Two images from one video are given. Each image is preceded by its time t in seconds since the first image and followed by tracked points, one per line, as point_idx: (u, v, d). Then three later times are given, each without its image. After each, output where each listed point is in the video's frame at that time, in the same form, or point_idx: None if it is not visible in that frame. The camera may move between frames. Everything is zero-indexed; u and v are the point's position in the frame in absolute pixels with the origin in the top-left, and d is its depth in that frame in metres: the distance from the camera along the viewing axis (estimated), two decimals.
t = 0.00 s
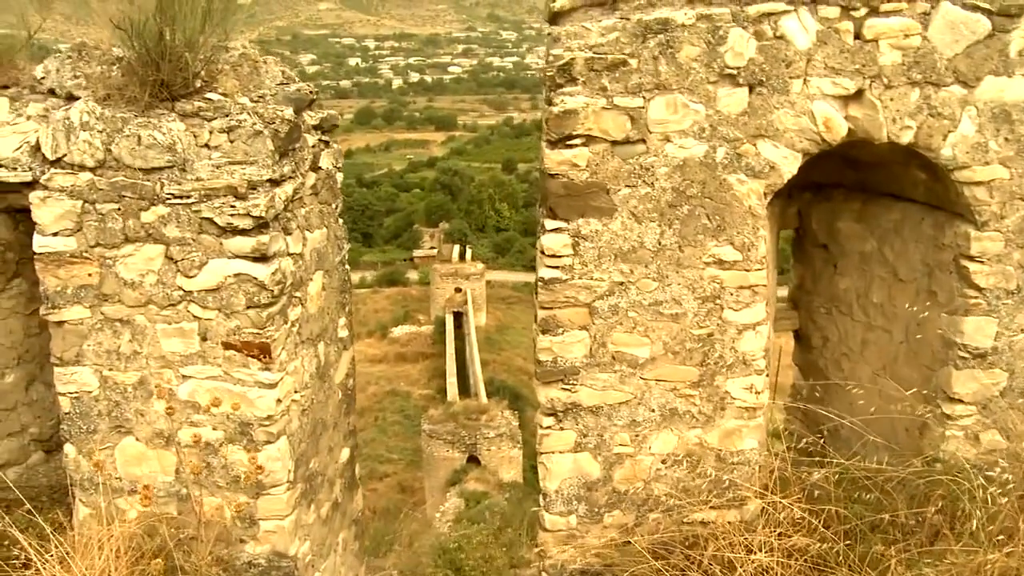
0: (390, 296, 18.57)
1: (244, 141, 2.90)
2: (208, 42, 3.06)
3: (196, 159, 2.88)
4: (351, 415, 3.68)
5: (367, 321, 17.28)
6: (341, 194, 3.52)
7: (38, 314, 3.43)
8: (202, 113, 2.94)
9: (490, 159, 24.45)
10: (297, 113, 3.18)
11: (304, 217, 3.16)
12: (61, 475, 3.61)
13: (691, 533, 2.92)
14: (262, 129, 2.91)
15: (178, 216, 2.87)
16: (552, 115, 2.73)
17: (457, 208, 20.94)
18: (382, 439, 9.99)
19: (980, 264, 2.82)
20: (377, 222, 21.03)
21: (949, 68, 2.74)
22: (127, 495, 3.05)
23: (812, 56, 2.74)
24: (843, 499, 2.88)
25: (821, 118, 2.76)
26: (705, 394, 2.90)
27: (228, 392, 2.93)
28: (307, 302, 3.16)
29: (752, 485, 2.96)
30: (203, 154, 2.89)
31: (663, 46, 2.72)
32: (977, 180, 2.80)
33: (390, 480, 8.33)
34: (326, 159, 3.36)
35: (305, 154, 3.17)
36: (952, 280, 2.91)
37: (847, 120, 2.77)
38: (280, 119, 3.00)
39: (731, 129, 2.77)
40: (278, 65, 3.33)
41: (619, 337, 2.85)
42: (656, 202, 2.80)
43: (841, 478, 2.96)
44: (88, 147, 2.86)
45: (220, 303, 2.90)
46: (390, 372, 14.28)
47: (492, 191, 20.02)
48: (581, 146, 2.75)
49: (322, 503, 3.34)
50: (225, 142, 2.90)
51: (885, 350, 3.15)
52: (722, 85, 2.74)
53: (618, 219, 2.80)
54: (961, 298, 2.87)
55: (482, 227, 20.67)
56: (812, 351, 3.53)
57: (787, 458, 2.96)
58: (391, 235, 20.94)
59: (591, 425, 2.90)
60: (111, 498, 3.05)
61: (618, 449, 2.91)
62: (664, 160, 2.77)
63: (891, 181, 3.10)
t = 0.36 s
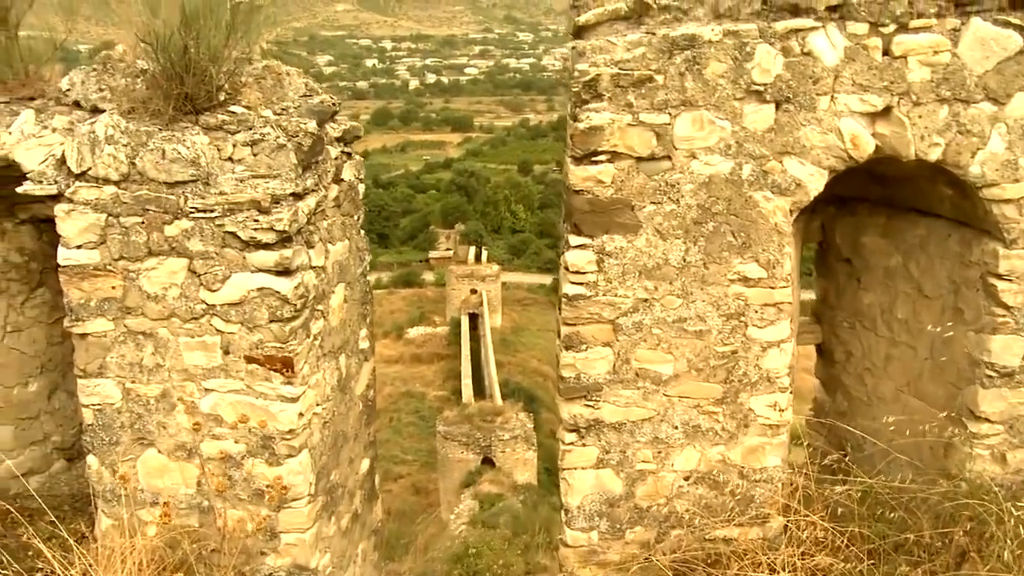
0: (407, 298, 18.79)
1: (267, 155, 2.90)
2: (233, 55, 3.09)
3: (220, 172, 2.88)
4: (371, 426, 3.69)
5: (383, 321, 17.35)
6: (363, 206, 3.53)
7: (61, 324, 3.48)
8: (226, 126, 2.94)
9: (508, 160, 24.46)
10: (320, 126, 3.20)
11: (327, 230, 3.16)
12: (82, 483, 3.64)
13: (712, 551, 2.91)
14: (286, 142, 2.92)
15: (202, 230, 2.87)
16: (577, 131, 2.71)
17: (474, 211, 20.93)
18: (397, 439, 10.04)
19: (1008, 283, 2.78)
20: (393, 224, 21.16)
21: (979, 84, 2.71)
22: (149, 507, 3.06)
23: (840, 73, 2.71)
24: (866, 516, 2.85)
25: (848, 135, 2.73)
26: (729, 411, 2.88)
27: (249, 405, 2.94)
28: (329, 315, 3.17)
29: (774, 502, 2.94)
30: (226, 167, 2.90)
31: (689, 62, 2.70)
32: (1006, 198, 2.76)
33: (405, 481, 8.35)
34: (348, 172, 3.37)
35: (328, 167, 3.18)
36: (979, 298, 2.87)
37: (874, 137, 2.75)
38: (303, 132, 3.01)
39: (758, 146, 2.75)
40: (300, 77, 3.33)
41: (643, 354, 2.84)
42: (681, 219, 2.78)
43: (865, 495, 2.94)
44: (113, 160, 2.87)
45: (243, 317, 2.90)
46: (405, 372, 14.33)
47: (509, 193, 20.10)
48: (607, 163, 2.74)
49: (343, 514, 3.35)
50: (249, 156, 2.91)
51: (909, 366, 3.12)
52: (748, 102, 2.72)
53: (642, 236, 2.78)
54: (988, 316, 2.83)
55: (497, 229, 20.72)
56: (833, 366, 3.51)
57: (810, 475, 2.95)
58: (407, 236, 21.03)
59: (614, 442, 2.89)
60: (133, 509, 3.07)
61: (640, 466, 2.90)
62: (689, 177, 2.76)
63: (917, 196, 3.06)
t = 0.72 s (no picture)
0: (421, 300, 18.93)
1: (288, 169, 2.89)
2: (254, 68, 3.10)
3: (240, 187, 2.87)
4: (389, 437, 3.70)
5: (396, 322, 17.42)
6: (383, 219, 3.54)
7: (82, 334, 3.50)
8: (247, 140, 2.93)
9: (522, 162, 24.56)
10: (341, 139, 3.22)
11: (347, 243, 3.16)
12: (101, 492, 3.67)
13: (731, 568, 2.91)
14: (306, 157, 2.90)
15: (222, 244, 2.87)
16: (599, 148, 2.70)
17: (488, 211, 20.86)
18: (410, 440, 10.08)
19: None
20: (407, 224, 21.31)
21: (1005, 102, 2.68)
22: (169, 520, 3.08)
23: (865, 91, 2.68)
24: (887, 535, 2.85)
25: (872, 153, 2.71)
26: (749, 429, 2.87)
27: (269, 419, 2.94)
28: (348, 328, 3.17)
29: (795, 520, 2.93)
30: (247, 182, 2.88)
31: (713, 79, 2.68)
32: None
33: (418, 482, 8.38)
34: (368, 184, 3.39)
35: (348, 180, 3.18)
36: (1003, 317, 2.83)
37: (899, 154, 2.72)
38: (324, 146, 3.01)
39: (781, 163, 2.73)
40: (321, 89, 3.32)
41: (664, 371, 2.83)
42: (704, 236, 2.77)
43: (886, 514, 2.93)
44: (135, 175, 2.87)
45: (263, 331, 2.90)
46: (418, 372, 14.39)
47: (523, 195, 20.17)
48: (629, 180, 2.73)
49: (361, 527, 3.36)
50: (269, 170, 2.90)
51: (931, 383, 3.10)
52: (772, 119, 2.70)
53: (665, 253, 2.77)
54: (1012, 335, 2.79)
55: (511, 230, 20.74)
56: (854, 381, 3.49)
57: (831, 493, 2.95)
58: (421, 236, 21.15)
59: (634, 459, 2.88)
60: (153, 522, 3.08)
61: (660, 483, 2.89)
62: (712, 195, 2.74)
63: (940, 213, 3.03)
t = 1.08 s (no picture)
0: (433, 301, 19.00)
1: (308, 184, 2.88)
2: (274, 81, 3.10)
3: (261, 203, 2.87)
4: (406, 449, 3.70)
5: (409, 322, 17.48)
6: (401, 231, 3.55)
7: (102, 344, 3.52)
8: (267, 155, 2.93)
9: (535, 163, 24.61)
10: (360, 153, 3.22)
11: (366, 257, 3.17)
12: (119, 502, 3.69)
13: None
14: (327, 172, 2.90)
15: (242, 260, 2.87)
16: (621, 166, 2.69)
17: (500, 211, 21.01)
18: (423, 442, 10.11)
19: None
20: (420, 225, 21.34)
21: None
22: (188, 533, 3.10)
23: (889, 109, 2.66)
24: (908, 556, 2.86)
25: (895, 172, 2.68)
26: (769, 447, 2.86)
27: (288, 434, 2.95)
28: (367, 342, 3.17)
29: (814, 538, 2.94)
30: (268, 197, 2.88)
31: (736, 97, 2.66)
32: None
33: (430, 483, 8.41)
34: (387, 197, 3.39)
35: (368, 195, 3.18)
36: None
37: (922, 173, 2.69)
38: (343, 160, 3.00)
39: (804, 182, 2.71)
40: (341, 102, 3.32)
41: (684, 390, 2.83)
42: (725, 255, 2.76)
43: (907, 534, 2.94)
44: (155, 190, 2.87)
45: (283, 347, 2.91)
46: (431, 373, 14.43)
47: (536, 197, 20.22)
48: (650, 199, 2.72)
49: (378, 540, 3.37)
50: (289, 185, 2.89)
51: (952, 401, 3.08)
52: (794, 138, 2.68)
53: (686, 272, 2.76)
54: None
55: (524, 231, 20.75)
56: (873, 397, 3.47)
57: (851, 514, 2.96)
58: (434, 237, 21.15)
59: (653, 476, 2.88)
60: (172, 534, 3.10)
61: (679, 500, 2.89)
62: (734, 213, 2.73)
63: (961, 230, 3.00)
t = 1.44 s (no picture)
0: (445, 301, 19.05)
1: (327, 202, 2.89)
2: (294, 97, 3.12)
3: (281, 220, 2.87)
4: (422, 462, 3.72)
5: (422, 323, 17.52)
6: (419, 245, 3.55)
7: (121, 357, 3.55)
8: (286, 172, 2.94)
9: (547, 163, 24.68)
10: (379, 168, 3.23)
11: (384, 273, 3.17)
12: (137, 513, 3.72)
13: None
14: (346, 189, 2.91)
15: (262, 277, 2.88)
16: (642, 187, 2.68)
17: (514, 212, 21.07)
18: (435, 442, 10.15)
19: None
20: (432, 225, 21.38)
21: None
22: (207, 547, 3.11)
23: (912, 130, 2.64)
24: None
25: (918, 193, 2.66)
26: (788, 467, 2.86)
27: (308, 450, 2.96)
28: (385, 358, 3.18)
29: (833, 558, 2.92)
30: (287, 214, 2.89)
31: (758, 118, 2.65)
32: None
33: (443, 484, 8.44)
34: (406, 212, 3.40)
35: (387, 210, 3.18)
36: None
37: (945, 194, 2.67)
38: (362, 177, 3.00)
39: (826, 203, 2.70)
40: (360, 117, 3.33)
41: (703, 410, 2.82)
42: (746, 275, 2.74)
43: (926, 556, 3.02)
44: (175, 208, 2.88)
45: (302, 364, 2.91)
46: (444, 374, 14.48)
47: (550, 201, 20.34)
48: (671, 219, 2.71)
49: (395, 554, 3.38)
50: (309, 202, 2.90)
51: (971, 421, 3.07)
52: (816, 158, 2.67)
53: (706, 292, 2.75)
54: None
55: (538, 233, 20.90)
56: (891, 413, 3.46)
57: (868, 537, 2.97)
58: (448, 238, 21.11)
59: (672, 495, 2.88)
60: (192, 548, 3.12)
61: (698, 519, 2.89)
62: (755, 234, 2.72)
63: (983, 249, 2.98)
